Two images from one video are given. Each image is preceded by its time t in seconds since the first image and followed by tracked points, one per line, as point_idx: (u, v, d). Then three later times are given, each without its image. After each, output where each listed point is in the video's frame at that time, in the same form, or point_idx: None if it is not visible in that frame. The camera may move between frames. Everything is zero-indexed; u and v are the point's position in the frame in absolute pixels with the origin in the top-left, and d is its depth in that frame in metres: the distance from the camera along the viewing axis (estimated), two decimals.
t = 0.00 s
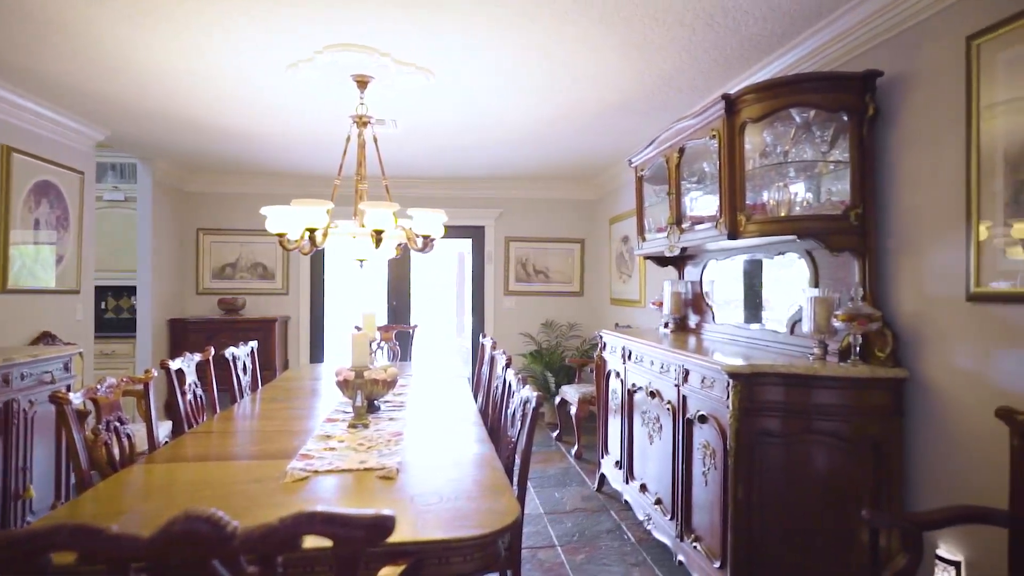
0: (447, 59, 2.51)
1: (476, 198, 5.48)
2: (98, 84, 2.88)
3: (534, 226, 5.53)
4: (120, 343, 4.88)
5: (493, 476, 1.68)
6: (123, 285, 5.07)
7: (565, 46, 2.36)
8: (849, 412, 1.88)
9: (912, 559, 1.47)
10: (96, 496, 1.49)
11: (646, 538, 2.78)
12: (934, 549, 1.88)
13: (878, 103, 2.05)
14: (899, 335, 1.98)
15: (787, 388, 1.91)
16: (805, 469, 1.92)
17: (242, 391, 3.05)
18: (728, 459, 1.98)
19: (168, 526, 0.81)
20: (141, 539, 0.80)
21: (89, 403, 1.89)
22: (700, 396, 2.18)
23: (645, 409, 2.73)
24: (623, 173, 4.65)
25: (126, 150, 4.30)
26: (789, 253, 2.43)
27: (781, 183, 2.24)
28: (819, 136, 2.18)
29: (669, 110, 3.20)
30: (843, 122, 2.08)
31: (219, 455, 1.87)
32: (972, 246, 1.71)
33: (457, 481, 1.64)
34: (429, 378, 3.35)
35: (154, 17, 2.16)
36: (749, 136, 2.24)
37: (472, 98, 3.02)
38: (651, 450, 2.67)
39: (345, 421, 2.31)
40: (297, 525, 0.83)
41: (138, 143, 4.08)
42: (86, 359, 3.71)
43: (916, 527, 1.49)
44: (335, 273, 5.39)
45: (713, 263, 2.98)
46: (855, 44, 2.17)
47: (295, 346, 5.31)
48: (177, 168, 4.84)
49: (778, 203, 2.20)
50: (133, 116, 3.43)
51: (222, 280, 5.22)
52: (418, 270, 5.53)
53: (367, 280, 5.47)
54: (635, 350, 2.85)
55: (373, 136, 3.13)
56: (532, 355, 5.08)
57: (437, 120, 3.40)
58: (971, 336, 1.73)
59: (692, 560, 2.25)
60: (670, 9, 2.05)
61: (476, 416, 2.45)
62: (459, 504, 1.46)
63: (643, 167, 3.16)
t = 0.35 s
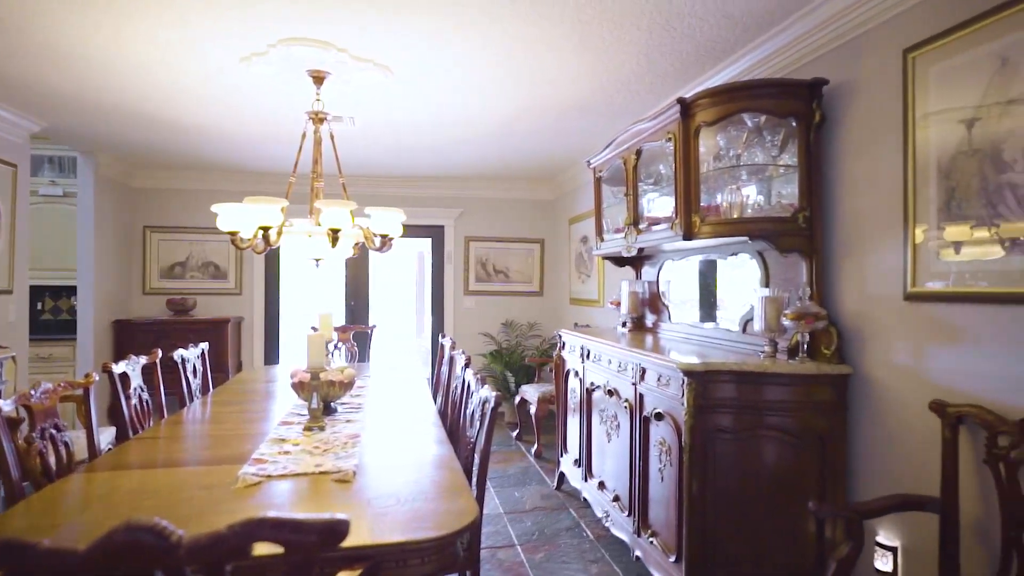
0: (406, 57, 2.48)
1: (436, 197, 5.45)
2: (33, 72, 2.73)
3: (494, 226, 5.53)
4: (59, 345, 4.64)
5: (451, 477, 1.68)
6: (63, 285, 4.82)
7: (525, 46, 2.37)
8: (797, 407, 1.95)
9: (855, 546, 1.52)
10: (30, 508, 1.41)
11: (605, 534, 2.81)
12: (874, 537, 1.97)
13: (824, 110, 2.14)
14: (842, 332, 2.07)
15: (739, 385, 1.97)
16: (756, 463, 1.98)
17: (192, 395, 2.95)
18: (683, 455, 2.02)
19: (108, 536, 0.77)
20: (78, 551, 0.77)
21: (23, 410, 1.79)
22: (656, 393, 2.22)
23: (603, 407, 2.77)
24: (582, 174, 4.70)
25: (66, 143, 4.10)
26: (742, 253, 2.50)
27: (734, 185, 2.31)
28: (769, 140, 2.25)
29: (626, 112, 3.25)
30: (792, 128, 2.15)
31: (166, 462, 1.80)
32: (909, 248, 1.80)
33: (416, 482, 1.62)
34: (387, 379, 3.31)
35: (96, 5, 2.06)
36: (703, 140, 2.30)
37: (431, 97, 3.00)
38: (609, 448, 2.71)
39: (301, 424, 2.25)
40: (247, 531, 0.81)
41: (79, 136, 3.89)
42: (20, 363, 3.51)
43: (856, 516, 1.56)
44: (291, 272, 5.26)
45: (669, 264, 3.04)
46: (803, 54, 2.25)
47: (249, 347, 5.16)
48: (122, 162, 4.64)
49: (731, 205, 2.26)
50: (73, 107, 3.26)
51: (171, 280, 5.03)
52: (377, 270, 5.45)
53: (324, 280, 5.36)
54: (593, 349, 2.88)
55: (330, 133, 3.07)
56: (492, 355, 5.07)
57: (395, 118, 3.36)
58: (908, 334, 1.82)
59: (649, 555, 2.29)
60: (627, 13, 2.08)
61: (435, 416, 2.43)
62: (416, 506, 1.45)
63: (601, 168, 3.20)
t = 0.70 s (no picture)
0: (364, 53, 2.44)
1: (395, 196, 5.39)
2: None
3: (454, 226, 5.51)
4: None
5: (410, 478, 1.66)
6: None
7: (485, 47, 2.37)
8: (748, 404, 2.01)
9: (802, 537, 1.61)
10: None
11: (564, 532, 2.84)
12: (820, 527, 2.05)
13: (774, 116, 2.21)
14: (791, 330, 2.14)
15: (693, 383, 2.01)
16: (710, 459, 2.03)
17: (138, 399, 2.83)
18: (640, 452, 2.06)
19: (41, 551, 0.74)
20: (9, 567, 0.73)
21: None
22: (614, 392, 2.26)
23: (563, 406, 2.79)
24: (542, 175, 4.72)
25: None
26: (697, 254, 2.56)
27: (689, 188, 2.36)
28: (723, 144, 2.31)
29: (584, 114, 3.29)
30: (745, 132, 2.21)
31: (109, 470, 1.72)
32: (853, 249, 1.88)
33: (375, 485, 1.60)
34: (345, 380, 3.25)
35: None
36: (660, 142, 2.34)
37: (390, 95, 2.96)
38: (568, 446, 2.73)
39: (254, 428, 2.19)
40: (192, 541, 0.78)
41: (14, 127, 3.68)
42: None
43: (804, 508, 1.62)
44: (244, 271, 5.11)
45: (627, 264, 3.09)
46: (755, 61, 2.32)
47: (200, 349, 4.99)
48: (62, 156, 4.42)
49: (687, 207, 2.31)
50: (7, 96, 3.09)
51: (116, 279, 4.82)
52: (334, 269, 5.35)
53: (279, 279, 5.23)
54: (553, 348, 2.90)
55: (284, 129, 3.00)
56: (452, 355, 5.05)
57: (352, 115, 3.30)
58: (852, 332, 1.90)
59: (607, 552, 2.32)
60: (586, 16, 2.10)
61: (394, 418, 2.40)
62: (374, 509, 1.43)
63: (560, 169, 3.23)
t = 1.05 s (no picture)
0: (321, 49, 2.39)
1: (354, 194, 5.30)
2: None
3: (415, 225, 5.46)
4: None
5: (369, 481, 1.63)
6: None
7: (446, 44, 2.35)
8: (704, 401, 2.06)
9: (754, 530, 1.67)
10: None
11: (525, 532, 2.85)
12: (772, 521, 2.11)
13: (729, 120, 2.26)
14: (745, 329, 2.20)
15: (651, 381, 2.05)
16: (667, 455, 2.07)
17: (79, 405, 2.70)
18: (600, 450, 2.08)
19: None
20: None
21: None
22: (574, 391, 2.27)
23: (523, 406, 2.79)
24: (503, 175, 4.73)
25: None
26: (655, 254, 2.60)
27: (648, 189, 2.40)
28: (680, 147, 2.35)
29: (545, 114, 3.30)
30: (701, 135, 2.26)
31: (46, 479, 1.64)
32: (803, 251, 1.94)
33: (332, 489, 1.57)
34: (301, 382, 3.18)
35: None
36: (619, 144, 2.37)
37: (349, 91, 2.91)
38: (529, 446, 2.74)
39: (205, 432, 2.11)
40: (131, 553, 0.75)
41: None
42: None
43: (757, 502, 1.66)
44: (196, 270, 4.94)
45: (587, 264, 3.12)
46: (710, 66, 2.38)
47: (148, 351, 4.80)
48: None
49: (645, 208, 2.35)
50: None
51: (56, 279, 4.59)
52: (291, 269, 5.23)
53: (234, 278, 5.07)
54: (514, 348, 2.91)
55: (238, 124, 2.91)
56: (413, 355, 5.00)
57: (309, 111, 3.24)
58: (802, 330, 1.96)
59: (568, 550, 2.34)
60: (547, 17, 2.11)
61: (353, 420, 2.36)
62: (331, 513, 1.40)
63: (521, 169, 3.23)
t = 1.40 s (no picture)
0: (279, 43, 2.34)
1: (313, 192, 5.20)
2: None
3: (376, 224, 5.39)
4: None
5: (327, 485, 1.60)
6: None
7: (407, 42, 2.33)
8: (663, 399, 2.10)
9: (711, 524, 1.71)
10: None
11: (488, 532, 2.84)
12: (728, 514, 2.17)
13: (687, 123, 2.31)
14: (702, 328, 2.25)
15: (612, 380, 2.07)
16: (628, 453, 2.09)
17: (18, 411, 2.56)
18: (561, 449, 2.09)
19: None
20: None
21: None
22: (535, 391, 2.28)
23: (486, 406, 2.79)
24: (466, 175, 4.72)
25: None
26: (616, 254, 2.64)
27: (609, 190, 2.43)
28: (640, 148, 2.38)
29: (507, 114, 3.30)
30: (660, 137, 2.30)
31: None
32: (757, 251, 2.00)
33: (288, 494, 1.53)
34: (258, 384, 3.09)
35: None
36: (580, 145, 2.39)
37: (307, 87, 2.85)
38: (491, 446, 2.74)
39: (155, 438, 2.03)
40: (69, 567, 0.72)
41: None
42: None
43: (714, 497, 1.70)
44: (146, 269, 4.75)
45: (549, 264, 3.14)
46: (669, 70, 2.42)
47: (94, 354, 4.60)
48: None
49: (607, 208, 2.37)
50: None
51: None
52: (247, 268, 5.09)
53: (187, 278, 4.91)
54: (476, 348, 2.90)
55: (190, 118, 2.81)
56: (374, 356, 4.94)
57: (266, 107, 3.16)
58: (757, 329, 2.02)
59: (530, 549, 2.35)
60: (509, 16, 2.11)
61: (311, 423, 2.31)
62: (287, 519, 1.36)
63: (483, 169, 3.23)
